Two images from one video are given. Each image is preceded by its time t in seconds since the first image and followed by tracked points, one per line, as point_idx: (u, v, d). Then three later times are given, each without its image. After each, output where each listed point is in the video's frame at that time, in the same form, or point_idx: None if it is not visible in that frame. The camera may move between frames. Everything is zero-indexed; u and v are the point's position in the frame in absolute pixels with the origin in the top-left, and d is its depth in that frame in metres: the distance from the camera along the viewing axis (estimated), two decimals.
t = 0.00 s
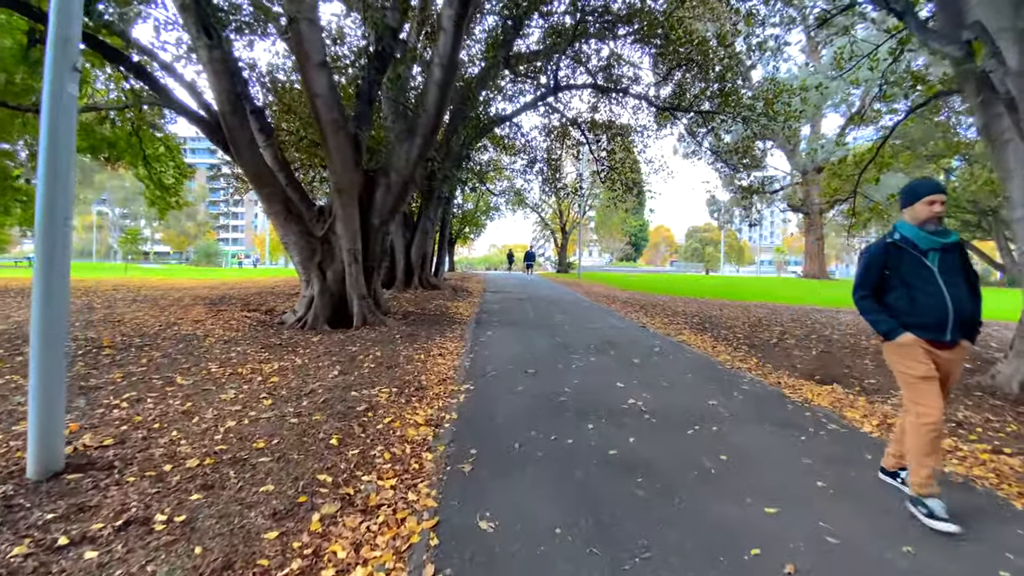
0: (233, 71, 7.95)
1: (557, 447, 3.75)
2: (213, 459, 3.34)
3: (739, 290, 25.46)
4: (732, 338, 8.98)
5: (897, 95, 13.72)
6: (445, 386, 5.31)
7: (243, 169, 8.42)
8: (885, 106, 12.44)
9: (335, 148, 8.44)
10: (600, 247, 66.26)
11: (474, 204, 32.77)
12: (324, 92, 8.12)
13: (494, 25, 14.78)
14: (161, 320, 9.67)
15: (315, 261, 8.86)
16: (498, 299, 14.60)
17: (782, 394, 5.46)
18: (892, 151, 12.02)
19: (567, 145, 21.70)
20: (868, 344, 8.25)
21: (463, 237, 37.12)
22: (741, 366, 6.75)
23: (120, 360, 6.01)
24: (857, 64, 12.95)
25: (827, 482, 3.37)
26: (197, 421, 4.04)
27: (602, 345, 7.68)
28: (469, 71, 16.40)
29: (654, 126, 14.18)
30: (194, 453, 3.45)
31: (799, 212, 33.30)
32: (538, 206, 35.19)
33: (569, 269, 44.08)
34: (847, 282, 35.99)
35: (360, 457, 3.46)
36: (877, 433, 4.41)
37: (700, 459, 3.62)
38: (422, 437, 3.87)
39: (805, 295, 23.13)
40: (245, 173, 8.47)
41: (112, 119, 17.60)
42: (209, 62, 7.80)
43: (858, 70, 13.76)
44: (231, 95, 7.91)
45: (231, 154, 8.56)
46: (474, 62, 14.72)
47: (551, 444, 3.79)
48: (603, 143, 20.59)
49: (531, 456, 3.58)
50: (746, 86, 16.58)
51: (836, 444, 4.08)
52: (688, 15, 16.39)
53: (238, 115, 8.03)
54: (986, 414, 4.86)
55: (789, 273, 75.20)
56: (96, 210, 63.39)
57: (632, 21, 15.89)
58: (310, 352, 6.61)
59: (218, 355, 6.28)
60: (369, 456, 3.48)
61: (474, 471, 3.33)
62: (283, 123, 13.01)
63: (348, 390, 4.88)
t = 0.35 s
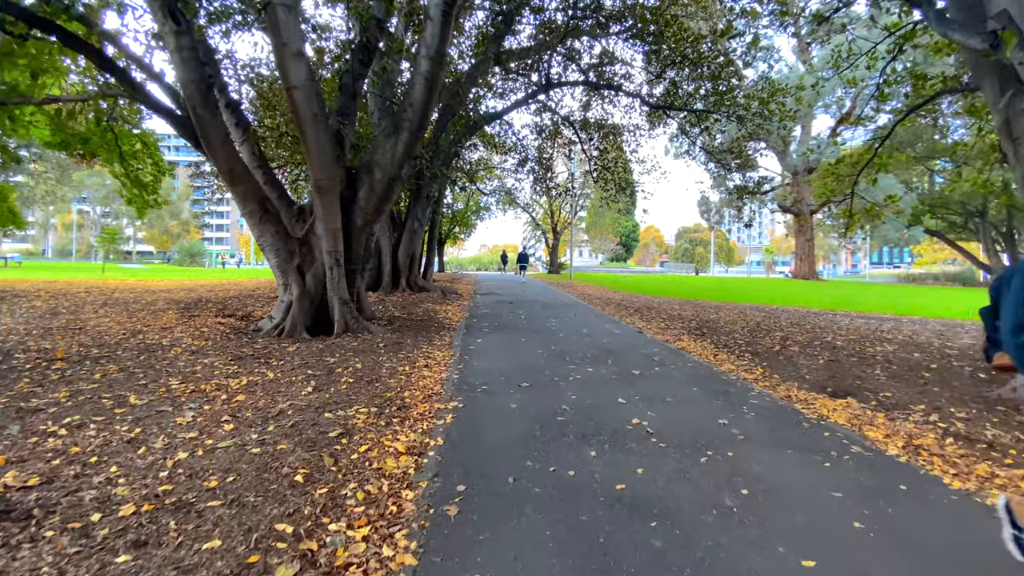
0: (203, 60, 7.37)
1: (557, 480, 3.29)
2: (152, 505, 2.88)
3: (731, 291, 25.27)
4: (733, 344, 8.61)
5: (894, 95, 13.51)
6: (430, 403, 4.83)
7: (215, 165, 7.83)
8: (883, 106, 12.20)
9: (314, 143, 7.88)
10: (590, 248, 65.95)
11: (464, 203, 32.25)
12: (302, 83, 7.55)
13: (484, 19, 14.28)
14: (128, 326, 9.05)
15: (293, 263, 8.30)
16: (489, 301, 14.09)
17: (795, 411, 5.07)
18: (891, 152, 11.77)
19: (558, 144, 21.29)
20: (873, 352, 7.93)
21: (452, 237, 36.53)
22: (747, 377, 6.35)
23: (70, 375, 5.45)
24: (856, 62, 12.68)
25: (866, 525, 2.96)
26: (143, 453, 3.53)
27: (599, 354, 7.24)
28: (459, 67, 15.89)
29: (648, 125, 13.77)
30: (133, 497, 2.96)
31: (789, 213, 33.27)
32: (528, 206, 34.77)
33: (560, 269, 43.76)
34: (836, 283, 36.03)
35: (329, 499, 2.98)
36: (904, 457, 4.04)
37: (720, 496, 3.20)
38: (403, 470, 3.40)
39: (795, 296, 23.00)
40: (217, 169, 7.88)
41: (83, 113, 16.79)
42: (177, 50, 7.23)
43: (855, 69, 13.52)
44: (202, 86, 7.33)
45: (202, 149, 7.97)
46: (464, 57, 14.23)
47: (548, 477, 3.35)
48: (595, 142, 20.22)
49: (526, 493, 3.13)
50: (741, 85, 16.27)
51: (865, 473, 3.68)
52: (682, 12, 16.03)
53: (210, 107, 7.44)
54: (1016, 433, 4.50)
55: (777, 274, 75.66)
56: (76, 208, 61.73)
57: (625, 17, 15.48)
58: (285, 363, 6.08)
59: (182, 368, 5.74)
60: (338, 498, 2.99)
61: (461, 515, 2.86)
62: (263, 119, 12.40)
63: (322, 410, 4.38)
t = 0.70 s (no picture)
0: (169, 41, 6.79)
1: (557, 511, 2.81)
2: (64, 551, 2.35)
3: (726, 291, 24.98)
4: (735, 345, 8.19)
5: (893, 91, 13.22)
6: (412, 415, 4.33)
7: (184, 155, 7.24)
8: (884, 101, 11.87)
9: (291, 132, 7.29)
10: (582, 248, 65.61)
11: (454, 201, 31.69)
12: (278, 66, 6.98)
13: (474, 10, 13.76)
14: (91, 328, 8.42)
15: (269, 260, 7.73)
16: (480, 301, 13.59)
17: (812, 422, 4.64)
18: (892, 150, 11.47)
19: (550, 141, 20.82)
20: (882, 353, 7.56)
21: (442, 237, 35.94)
22: (756, 382, 5.91)
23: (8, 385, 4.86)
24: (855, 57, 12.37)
25: (920, 563, 2.52)
26: (69, 482, 2.99)
27: (597, 357, 6.75)
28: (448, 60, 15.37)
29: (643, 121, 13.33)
30: (42, 540, 2.43)
31: (781, 212, 33.12)
32: (520, 204, 34.27)
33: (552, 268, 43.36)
34: (828, 282, 35.96)
35: (283, 540, 2.48)
36: (942, 475, 3.62)
37: (747, 528, 2.74)
38: (375, 500, 2.90)
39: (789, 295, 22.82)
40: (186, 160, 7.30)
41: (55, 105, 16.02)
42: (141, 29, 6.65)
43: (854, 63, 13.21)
44: (169, 69, 6.76)
45: (169, 138, 7.38)
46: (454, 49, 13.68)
47: (547, 506, 2.87)
48: (588, 139, 19.79)
49: (521, 528, 2.64)
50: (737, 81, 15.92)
51: (904, 496, 3.25)
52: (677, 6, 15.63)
53: (177, 92, 6.86)
54: None
55: (767, 274, 75.90)
56: (57, 207, 60.24)
57: (619, 11, 15.04)
58: (253, 369, 5.55)
59: (138, 376, 5.18)
60: (295, 538, 2.49)
61: (444, 559, 2.36)
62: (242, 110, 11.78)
63: (286, 426, 3.86)
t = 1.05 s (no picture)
0: (132, 25, 6.21)
1: (559, 571, 2.35)
2: None
3: (721, 292, 24.68)
4: (740, 353, 7.77)
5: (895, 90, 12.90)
6: (392, 440, 3.85)
7: (150, 150, 6.67)
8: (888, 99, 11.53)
9: (266, 125, 6.73)
10: (575, 248, 65.22)
11: (445, 201, 31.13)
12: (252, 54, 6.39)
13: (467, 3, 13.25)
14: (51, 335, 7.82)
15: (243, 264, 7.18)
16: (472, 304, 13.09)
17: (836, 446, 4.21)
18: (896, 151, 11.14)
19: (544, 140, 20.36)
20: (894, 363, 7.18)
21: (434, 236, 35.43)
22: (768, 397, 5.47)
23: None
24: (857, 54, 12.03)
25: None
26: None
27: (595, 368, 6.28)
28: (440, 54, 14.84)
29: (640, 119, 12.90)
30: None
31: (775, 213, 32.92)
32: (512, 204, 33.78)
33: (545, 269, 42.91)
34: (822, 283, 35.82)
35: None
36: (992, 513, 3.21)
37: None
38: (340, 559, 2.42)
39: (785, 297, 22.53)
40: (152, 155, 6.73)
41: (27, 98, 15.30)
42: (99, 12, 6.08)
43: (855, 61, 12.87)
44: (132, 56, 6.18)
45: (134, 131, 6.81)
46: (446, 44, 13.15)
47: (547, 565, 2.40)
48: (582, 137, 19.35)
49: None
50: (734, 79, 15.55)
51: (959, 543, 2.82)
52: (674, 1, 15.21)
53: (140, 82, 6.30)
54: None
55: (759, 274, 76.04)
56: (40, 206, 58.92)
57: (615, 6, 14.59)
58: (219, 386, 5.02)
59: (87, 397, 4.64)
60: None
61: None
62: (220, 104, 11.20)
63: (245, 459, 3.35)
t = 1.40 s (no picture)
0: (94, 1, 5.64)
1: None
2: None
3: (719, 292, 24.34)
4: (749, 357, 7.36)
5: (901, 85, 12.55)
6: (376, 463, 3.37)
7: (117, 139, 6.12)
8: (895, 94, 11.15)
9: (246, 115, 6.22)
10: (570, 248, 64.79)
11: (440, 199, 30.62)
12: (229, 36, 5.86)
13: None
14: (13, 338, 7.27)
15: (220, 263, 6.66)
16: (467, 306, 12.60)
17: (872, 466, 3.78)
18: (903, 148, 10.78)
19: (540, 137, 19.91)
20: (913, 368, 6.79)
21: (428, 236, 34.88)
22: (790, 408, 5.04)
23: None
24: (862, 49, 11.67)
25: None
26: None
27: (600, 375, 5.83)
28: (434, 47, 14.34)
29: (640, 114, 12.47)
30: None
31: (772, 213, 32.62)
32: (508, 203, 33.32)
33: (540, 269, 42.44)
34: (818, 283, 35.62)
35: None
36: None
37: None
38: None
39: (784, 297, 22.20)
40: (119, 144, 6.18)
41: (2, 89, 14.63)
42: None
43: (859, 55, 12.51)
44: (96, 35, 5.63)
45: (99, 119, 6.26)
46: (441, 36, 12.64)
47: None
48: (579, 134, 18.93)
49: None
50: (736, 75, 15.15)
51: None
52: None
53: (105, 65, 5.76)
54: None
55: (754, 274, 76.06)
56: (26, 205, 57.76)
57: None
58: (186, 398, 4.53)
59: (34, 411, 4.12)
60: None
61: None
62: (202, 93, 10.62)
63: (202, 490, 2.87)
